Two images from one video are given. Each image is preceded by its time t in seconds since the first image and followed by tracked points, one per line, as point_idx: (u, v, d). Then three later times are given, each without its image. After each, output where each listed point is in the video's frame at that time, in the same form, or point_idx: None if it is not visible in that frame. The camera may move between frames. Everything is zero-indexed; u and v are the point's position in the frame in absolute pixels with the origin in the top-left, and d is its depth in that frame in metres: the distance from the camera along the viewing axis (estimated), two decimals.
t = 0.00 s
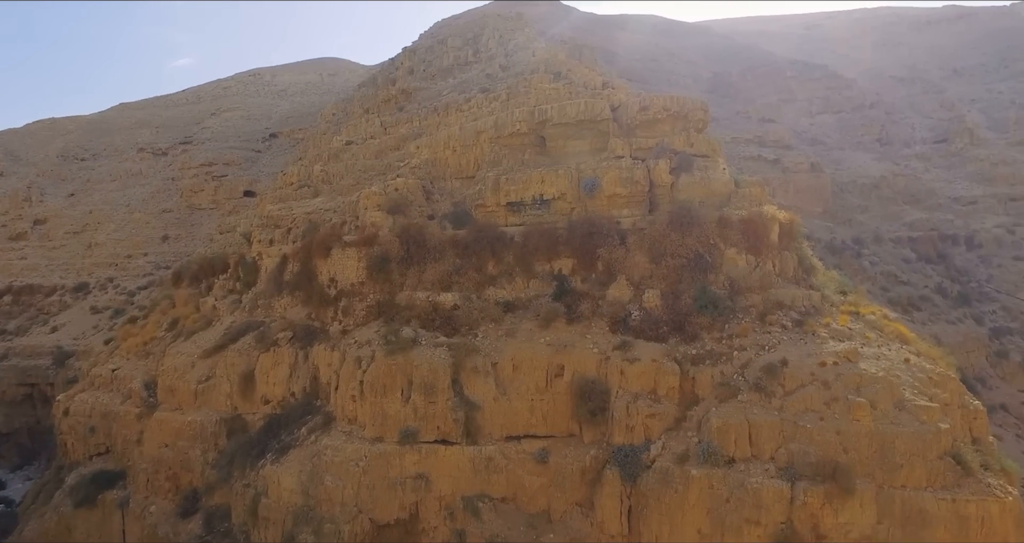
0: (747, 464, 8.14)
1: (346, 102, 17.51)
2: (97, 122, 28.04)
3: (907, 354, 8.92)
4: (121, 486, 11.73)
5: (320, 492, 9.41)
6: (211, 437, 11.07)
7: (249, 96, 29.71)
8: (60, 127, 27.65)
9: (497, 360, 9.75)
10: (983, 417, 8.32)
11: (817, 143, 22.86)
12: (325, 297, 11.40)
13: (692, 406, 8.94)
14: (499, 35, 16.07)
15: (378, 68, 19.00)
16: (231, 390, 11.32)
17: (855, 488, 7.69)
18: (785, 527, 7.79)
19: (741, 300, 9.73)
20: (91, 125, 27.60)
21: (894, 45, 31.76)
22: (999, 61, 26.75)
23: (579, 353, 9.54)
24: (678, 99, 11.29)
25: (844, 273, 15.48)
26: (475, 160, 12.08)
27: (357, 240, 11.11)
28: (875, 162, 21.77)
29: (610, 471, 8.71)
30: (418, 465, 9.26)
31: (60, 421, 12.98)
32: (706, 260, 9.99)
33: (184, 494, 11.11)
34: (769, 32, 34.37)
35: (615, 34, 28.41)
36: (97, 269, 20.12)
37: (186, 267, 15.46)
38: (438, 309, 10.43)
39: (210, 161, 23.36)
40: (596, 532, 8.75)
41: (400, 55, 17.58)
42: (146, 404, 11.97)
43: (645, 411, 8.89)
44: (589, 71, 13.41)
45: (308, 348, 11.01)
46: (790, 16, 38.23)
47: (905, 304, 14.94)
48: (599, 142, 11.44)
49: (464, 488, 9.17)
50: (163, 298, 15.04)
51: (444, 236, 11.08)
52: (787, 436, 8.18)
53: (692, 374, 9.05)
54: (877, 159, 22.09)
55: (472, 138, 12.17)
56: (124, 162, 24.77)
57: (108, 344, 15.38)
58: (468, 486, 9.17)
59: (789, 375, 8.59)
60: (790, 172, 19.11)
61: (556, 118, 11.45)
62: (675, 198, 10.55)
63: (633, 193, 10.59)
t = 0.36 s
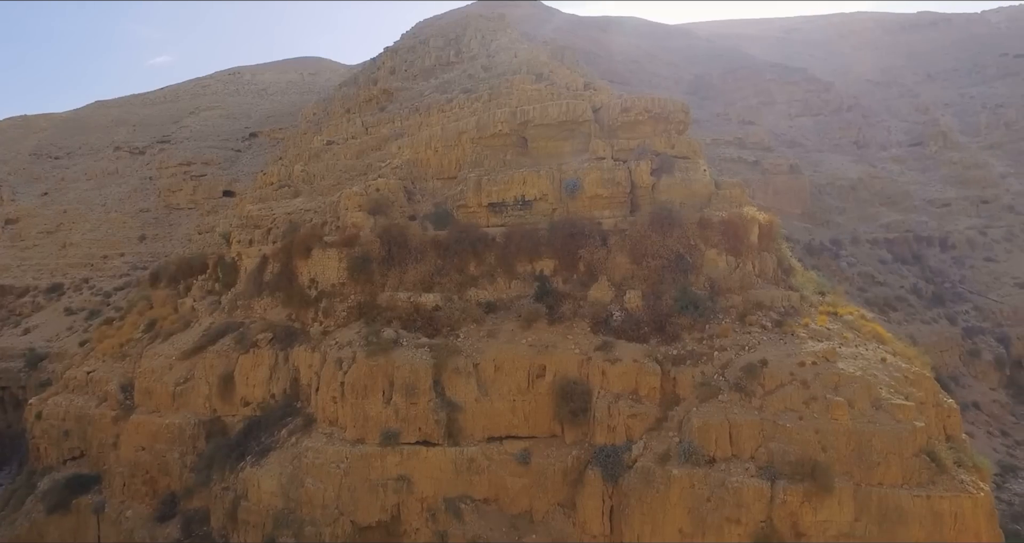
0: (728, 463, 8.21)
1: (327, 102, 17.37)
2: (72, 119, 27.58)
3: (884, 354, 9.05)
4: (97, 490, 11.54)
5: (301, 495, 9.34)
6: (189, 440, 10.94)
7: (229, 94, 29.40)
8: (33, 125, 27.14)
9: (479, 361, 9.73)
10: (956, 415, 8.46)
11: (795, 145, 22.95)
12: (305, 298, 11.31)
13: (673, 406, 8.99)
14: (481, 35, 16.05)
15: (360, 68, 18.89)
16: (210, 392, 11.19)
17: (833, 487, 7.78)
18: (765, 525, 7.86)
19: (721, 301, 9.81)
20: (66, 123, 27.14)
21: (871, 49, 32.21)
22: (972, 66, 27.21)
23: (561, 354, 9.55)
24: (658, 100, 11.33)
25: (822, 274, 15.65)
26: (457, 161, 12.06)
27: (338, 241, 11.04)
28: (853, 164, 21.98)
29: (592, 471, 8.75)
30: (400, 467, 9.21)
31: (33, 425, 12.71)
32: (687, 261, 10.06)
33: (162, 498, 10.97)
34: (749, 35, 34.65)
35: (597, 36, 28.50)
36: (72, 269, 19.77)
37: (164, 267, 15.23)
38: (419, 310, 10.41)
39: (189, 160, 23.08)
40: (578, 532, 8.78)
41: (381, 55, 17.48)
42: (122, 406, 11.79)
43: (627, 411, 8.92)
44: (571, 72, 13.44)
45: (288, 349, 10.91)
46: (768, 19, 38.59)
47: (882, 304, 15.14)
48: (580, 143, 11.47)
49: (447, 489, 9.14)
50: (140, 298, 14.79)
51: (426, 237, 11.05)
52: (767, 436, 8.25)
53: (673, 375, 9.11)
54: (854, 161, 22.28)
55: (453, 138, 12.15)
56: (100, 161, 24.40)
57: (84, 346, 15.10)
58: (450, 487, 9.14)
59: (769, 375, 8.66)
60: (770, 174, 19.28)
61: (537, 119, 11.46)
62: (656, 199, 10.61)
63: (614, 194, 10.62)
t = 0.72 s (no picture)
0: (708, 463, 8.27)
1: (308, 101, 17.22)
2: (46, 117, 27.10)
3: (860, 354, 9.16)
4: (69, 495, 11.33)
5: (280, 497, 9.26)
6: (166, 443, 10.80)
7: (208, 93, 29.09)
8: (5, 123, 26.64)
9: (460, 362, 9.70)
10: (930, 413, 8.60)
11: (774, 147, 23.18)
12: (284, 299, 11.22)
13: (654, 406, 9.03)
14: (463, 36, 16.01)
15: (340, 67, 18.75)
16: (187, 394, 11.05)
17: (810, 485, 7.85)
18: (744, 524, 7.92)
19: (701, 302, 9.88)
20: (39, 120, 26.67)
21: (848, 52, 32.60)
22: (945, 70, 27.64)
23: (542, 355, 9.56)
24: (639, 102, 11.36)
25: (801, 275, 15.80)
26: (438, 162, 12.03)
27: (318, 241, 10.97)
28: (831, 166, 22.21)
29: (573, 471, 8.77)
30: (380, 468, 9.16)
31: (3, 428, 12.44)
32: (667, 262, 10.12)
33: (137, 503, 10.81)
34: (728, 38, 34.94)
35: (579, 37, 28.57)
36: (45, 269, 19.38)
37: (140, 267, 15.00)
38: (400, 311, 10.37)
39: (167, 159, 22.80)
40: (559, 532, 8.79)
41: (362, 54, 17.36)
42: (97, 409, 11.60)
43: (608, 411, 8.95)
44: (552, 73, 13.46)
45: (267, 351, 10.81)
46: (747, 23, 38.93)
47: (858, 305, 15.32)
48: (560, 144, 11.49)
49: (427, 491, 9.10)
50: (116, 299, 14.55)
51: (406, 237, 11.01)
52: (746, 435, 8.32)
53: (654, 375, 9.16)
54: (832, 163, 22.54)
55: (435, 139, 12.12)
56: (74, 159, 23.99)
57: (56, 347, 14.81)
58: (431, 488, 9.10)
59: (748, 375, 8.74)
60: (750, 175, 19.44)
61: (518, 119, 11.44)
62: (637, 200, 10.66)
63: (595, 195, 10.66)
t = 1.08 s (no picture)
0: (688, 462, 8.32)
1: (288, 100, 17.05)
2: (18, 114, 26.60)
3: (838, 353, 9.26)
4: (41, 501, 11.12)
5: (259, 500, 9.17)
6: (142, 446, 10.65)
7: (186, 91, 28.75)
8: None
9: (440, 363, 9.67)
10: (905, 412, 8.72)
11: (754, 149, 23.32)
12: (263, 300, 11.13)
13: (635, 406, 9.07)
14: (444, 36, 15.96)
15: (320, 66, 18.61)
16: (164, 396, 10.91)
17: (789, 484, 7.93)
18: (724, 523, 7.98)
19: (682, 302, 9.94)
20: (11, 117, 26.18)
21: (826, 55, 32.96)
22: (919, 74, 28.04)
23: (523, 355, 9.55)
24: (620, 103, 11.39)
25: (780, 275, 15.93)
26: (419, 162, 11.98)
27: (297, 241, 10.90)
28: (809, 167, 22.43)
29: (554, 472, 8.79)
30: (360, 470, 9.11)
31: None
32: (648, 262, 10.16)
33: (111, 507, 10.63)
34: (709, 41, 35.20)
35: (560, 38, 28.60)
36: (17, 270, 18.93)
37: (116, 268, 14.75)
38: (380, 312, 10.33)
39: (144, 158, 22.55)
40: (540, 533, 8.80)
41: (343, 53, 17.22)
42: (70, 413, 11.40)
43: (588, 412, 8.97)
44: (534, 74, 13.47)
45: (245, 352, 10.71)
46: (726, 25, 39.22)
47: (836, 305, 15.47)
48: (542, 144, 11.47)
49: (408, 492, 9.06)
50: (90, 300, 14.27)
51: (387, 238, 10.97)
52: (726, 435, 8.38)
53: (634, 375, 9.19)
54: (810, 165, 22.77)
55: (416, 138, 12.08)
56: (47, 157, 23.56)
57: (29, 349, 14.50)
58: (412, 490, 9.07)
59: (728, 375, 8.80)
60: (729, 177, 19.57)
61: (500, 120, 11.41)
62: (618, 201, 10.70)
63: (576, 196, 10.68)
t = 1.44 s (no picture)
0: (664, 462, 8.37)
1: (262, 99, 16.82)
2: None
3: (811, 353, 9.37)
4: (4, 508, 10.80)
5: (232, 504, 9.06)
6: (111, 451, 10.44)
7: (157, 88, 28.28)
8: None
9: (416, 364, 9.62)
10: (875, 409, 8.86)
11: (729, 150, 23.49)
12: (237, 301, 11.01)
13: (611, 406, 9.10)
14: (421, 36, 15.88)
15: (295, 65, 18.40)
16: (134, 399, 10.72)
17: (763, 481, 8.03)
18: (699, 521, 8.06)
19: (657, 302, 9.99)
20: None
21: (798, 59, 33.36)
22: (888, 79, 28.54)
23: (499, 356, 9.54)
24: (596, 104, 11.47)
25: (754, 275, 16.06)
26: (394, 162, 11.92)
27: (272, 242, 10.80)
28: (782, 169, 22.66)
29: (531, 472, 8.79)
30: (336, 472, 9.04)
31: None
32: (624, 262, 10.20)
33: (78, 514, 10.39)
34: (684, 43, 35.45)
35: (537, 40, 28.60)
36: None
37: (84, 268, 14.40)
38: (355, 313, 10.26)
39: (114, 157, 22.13)
40: (517, 534, 8.79)
41: (318, 52, 17.03)
42: (34, 417, 11.13)
43: (565, 412, 8.99)
44: (511, 75, 13.47)
45: (218, 354, 10.57)
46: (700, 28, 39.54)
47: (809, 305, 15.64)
48: (518, 144, 11.44)
49: (384, 494, 9.01)
50: (56, 301, 13.87)
51: (362, 238, 10.90)
52: (701, 434, 8.46)
53: (610, 375, 9.23)
54: (783, 167, 23.01)
55: (392, 138, 12.02)
56: (12, 154, 22.96)
57: None
58: (388, 492, 9.01)
59: (703, 375, 8.86)
60: (704, 178, 19.71)
61: (476, 120, 11.38)
62: (594, 202, 10.73)
63: (552, 196, 10.71)
